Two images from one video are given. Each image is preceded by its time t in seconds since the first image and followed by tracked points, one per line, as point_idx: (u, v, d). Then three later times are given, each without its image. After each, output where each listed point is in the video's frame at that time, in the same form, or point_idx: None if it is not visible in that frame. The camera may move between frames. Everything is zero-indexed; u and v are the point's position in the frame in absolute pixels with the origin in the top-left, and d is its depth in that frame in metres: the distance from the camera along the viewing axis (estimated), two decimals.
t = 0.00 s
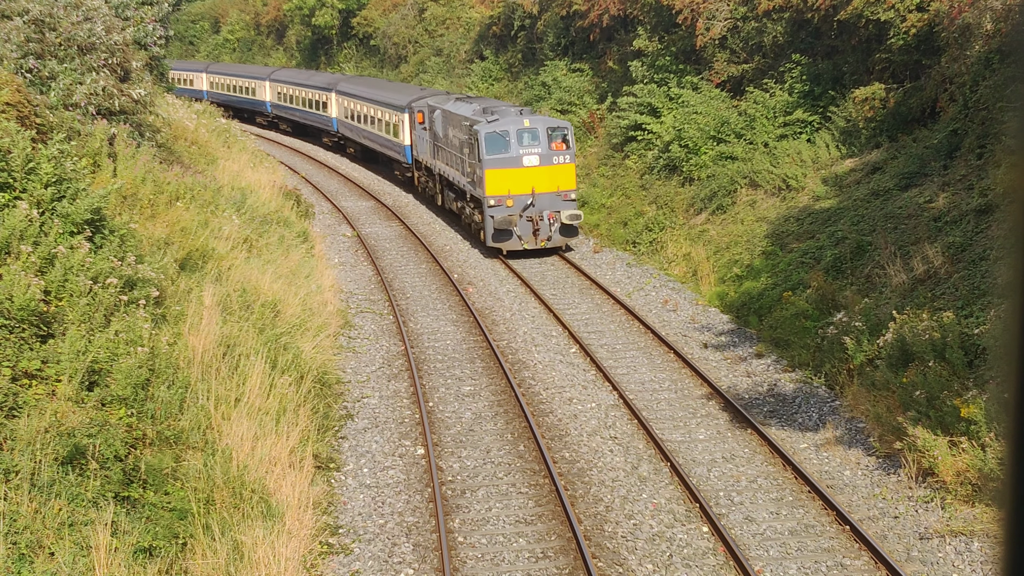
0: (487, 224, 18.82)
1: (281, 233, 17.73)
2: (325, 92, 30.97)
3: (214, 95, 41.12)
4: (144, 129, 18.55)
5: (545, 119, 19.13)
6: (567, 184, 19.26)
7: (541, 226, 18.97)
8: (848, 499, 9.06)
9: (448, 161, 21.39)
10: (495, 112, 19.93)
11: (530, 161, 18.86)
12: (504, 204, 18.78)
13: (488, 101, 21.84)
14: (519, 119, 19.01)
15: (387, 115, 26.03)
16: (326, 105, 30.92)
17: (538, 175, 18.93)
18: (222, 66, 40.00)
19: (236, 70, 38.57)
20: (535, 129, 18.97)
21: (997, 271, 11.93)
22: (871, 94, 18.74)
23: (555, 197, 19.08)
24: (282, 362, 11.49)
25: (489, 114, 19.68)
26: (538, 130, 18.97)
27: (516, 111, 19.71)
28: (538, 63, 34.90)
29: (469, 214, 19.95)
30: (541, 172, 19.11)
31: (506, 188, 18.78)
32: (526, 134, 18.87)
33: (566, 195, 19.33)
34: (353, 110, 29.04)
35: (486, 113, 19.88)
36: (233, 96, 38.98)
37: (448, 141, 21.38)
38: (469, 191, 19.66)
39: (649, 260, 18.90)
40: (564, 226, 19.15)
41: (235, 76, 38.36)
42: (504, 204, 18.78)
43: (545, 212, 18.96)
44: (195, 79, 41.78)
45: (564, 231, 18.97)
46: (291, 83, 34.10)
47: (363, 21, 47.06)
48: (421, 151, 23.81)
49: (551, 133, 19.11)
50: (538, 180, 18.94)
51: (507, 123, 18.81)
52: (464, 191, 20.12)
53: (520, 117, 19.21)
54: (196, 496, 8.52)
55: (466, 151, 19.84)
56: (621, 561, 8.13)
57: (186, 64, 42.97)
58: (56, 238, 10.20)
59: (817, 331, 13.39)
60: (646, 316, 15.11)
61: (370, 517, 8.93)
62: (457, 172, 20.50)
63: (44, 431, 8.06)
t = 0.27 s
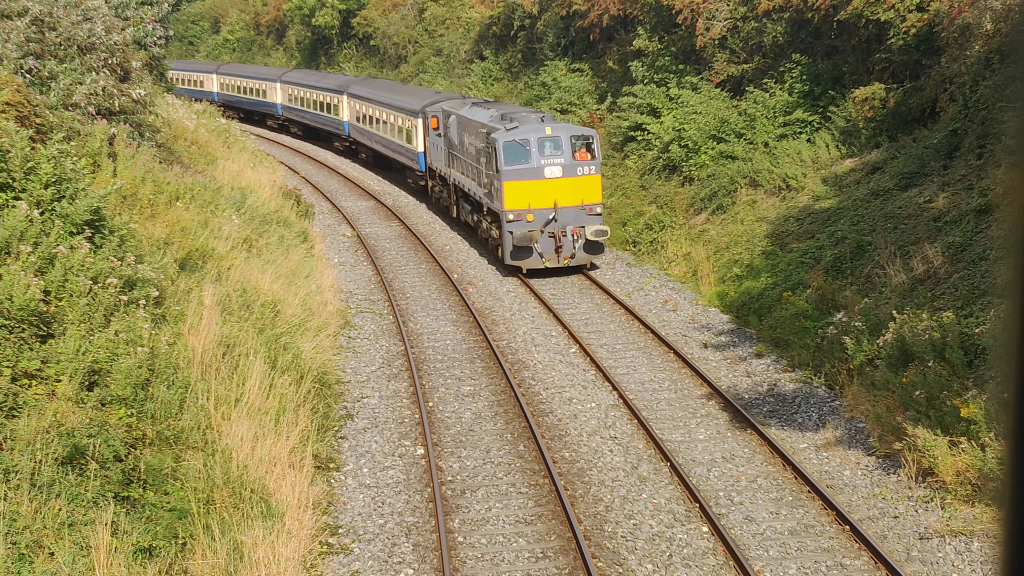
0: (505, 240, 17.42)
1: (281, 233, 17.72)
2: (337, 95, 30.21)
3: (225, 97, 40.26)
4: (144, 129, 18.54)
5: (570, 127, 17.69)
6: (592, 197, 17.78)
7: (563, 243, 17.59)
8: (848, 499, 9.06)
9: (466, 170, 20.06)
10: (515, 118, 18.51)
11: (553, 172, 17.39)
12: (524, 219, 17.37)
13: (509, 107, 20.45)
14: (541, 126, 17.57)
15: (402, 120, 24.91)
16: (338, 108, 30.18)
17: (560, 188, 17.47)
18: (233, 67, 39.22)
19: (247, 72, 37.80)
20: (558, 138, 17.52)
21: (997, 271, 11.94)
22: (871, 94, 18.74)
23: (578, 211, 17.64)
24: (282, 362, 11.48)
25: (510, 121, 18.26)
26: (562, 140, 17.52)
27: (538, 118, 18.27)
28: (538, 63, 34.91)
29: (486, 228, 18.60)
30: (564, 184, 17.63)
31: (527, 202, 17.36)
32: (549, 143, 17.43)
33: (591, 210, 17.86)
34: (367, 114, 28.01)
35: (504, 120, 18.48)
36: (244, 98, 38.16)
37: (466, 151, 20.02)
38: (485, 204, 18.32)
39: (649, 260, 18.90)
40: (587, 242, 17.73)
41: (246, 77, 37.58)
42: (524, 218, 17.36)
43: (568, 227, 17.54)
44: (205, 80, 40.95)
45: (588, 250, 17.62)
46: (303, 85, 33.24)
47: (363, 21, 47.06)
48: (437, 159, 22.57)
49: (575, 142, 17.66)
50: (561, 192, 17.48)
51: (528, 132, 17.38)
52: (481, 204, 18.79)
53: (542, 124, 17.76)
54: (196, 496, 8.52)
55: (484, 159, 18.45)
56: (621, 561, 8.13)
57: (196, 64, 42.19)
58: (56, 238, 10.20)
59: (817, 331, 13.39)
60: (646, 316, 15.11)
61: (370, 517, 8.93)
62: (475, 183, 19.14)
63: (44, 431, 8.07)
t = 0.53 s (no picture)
0: (525, 259, 16.03)
1: (281, 233, 17.71)
2: (349, 98, 29.43)
3: (234, 98, 39.41)
4: (144, 129, 18.54)
5: (596, 136, 16.32)
6: (620, 213, 16.32)
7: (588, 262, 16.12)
8: (848, 499, 9.06)
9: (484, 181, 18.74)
10: (536, 126, 17.17)
11: (577, 185, 15.97)
12: (546, 236, 16.00)
13: (531, 114, 19.11)
14: (565, 135, 16.22)
15: (418, 126, 23.74)
16: (349, 112, 29.40)
17: (585, 203, 16.02)
18: (244, 68, 38.41)
19: (258, 73, 37.00)
20: (584, 148, 16.17)
21: (997, 271, 11.96)
22: (871, 94, 18.77)
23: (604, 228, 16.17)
24: (282, 362, 11.47)
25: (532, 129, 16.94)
26: (587, 150, 16.18)
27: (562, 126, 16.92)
28: (538, 63, 34.92)
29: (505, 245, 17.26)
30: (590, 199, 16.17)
31: (549, 218, 15.98)
32: (573, 154, 16.09)
33: (620, 226, 16.33)
34: (381, 120, 26.93)
35: (525, 128, 17.19)
36: (255, 100, 37.32)
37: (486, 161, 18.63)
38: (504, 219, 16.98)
39: (649, 260, 18.92)
40: (614, 262, 16.25)
41: (257, 79, 36.78)
42: (547, 236, 15.98)
43: (594, 246, 16.10)
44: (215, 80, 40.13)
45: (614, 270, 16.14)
46: (315, 87, 32.50)
47: (363, 21, 47.07)
48: (454, 168, 21.22)
49: (601, 153, 16.28)
50: (586, 206, 16.07)
51: (550, 141, 16.05)
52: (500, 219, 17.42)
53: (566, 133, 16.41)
54: (196, 496, 8.52)
55: (503, 170, 17.11)
56: (621, 561, 8.13)
57: (206, 64, 41.42)
58: (56, 238, 10.21)
59: (817, 331, 13.39)
60: (646, 316, 15.11)
61: (370, 517, 8.94)
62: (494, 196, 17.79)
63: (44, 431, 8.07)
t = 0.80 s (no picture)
0: (548, 282, 14.55)
1: (281, 233, 17.70)
2: (360, 101, 28.39)
3: (245, 100, 38.51)
4: (144, 129, 18.53)
5: (625, 146, 14.87)
6: (653, 231, 14.80)
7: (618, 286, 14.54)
8: (848, 499, 9.05)
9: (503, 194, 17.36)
10: (559, 135, 15.78)
11: (606, 202, 14.53)
12: (571, 257, 14.52)
13: (554, 121, 17.70)
14: (591, 146, 14.81)
15: (433, 133, 22.47)
16: (360, 115, 28.38)
17: (615, 221, 14.56)
18: (255, 69, 37.51)
19: (269, 74, 36.06)
20: (613, 160, 14.73)
21: (997, 271, 11.97)
22: (871, 94, 18.79)
23: (635, 248, 14.65)
24: (281, 362, 11.45)
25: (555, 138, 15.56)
26: (616, 162, 14.73)
27: (589, 135, 15.52)
28: (538, 63, 34.92)
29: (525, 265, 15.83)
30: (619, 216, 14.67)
31: (574, 236, 14.52)
32: (601, 166, 14.66)
33: (652, 245, 14.78)
34: (395, 126, 25.73)
35: (547, 137, 15.84)
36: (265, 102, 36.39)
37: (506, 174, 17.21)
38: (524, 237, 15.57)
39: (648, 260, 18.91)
40: (647, 286, 14.68)
41: (267, 80, 35.83)
42: (572, 256, 14.51)
43: (624, 267, 14.56)
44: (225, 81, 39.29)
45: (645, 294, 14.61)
46: (325, 90, 31.55)
47: (363, 21, 47.07)
48: (471, 179, 19.81)
49: (631, 165, 14.82)
50: (615, 224, 14.58)
51: (576, 152, 14.62)
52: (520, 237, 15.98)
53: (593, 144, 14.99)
54: (196, 496, 8.51)
55: (524, 182, 15.68)
56: (621, 561, 8.12)
57: (217, 64, 40.67)
58: (56, 238, 10.21)
59: (817, 331, 13.38)
60: (646, 317, 15.09)
61: (370, 517, 8.93)
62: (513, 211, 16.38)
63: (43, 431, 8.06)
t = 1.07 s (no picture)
0: (573, 311, 12.97)
1: (281, 233, 17.69)
2: (372, 104, 27.16)
3: (255, 102, 37.49)
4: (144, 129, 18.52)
5: (660, 159, 13.20)
6: (691, 254, 13.12)
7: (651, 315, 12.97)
8: (848, 500, 9.04)
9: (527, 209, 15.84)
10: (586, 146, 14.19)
11: (638, 221, 12.88)
12: (599, 283, 12.89)
13: (581, 130, 16.11)
14: (622, 159, 13.16)
15: (449, 139, 21.08)
16: (371, 119, 27.23)
17: (648, 244, 12.91)
18: (267, 70, 36.53)
19: (281, 76, 34.98)
20: (645, 175, 13.06)
21: (997, 271, 11.98)
22: (871, 94, 18.81)
23: (670, 274, 12.97)
24: (281, 362, 11.44)
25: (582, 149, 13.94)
26: (650, 178, 13.05)
27: (619, 146, 13.86)
28: (538, 63, 34.91)
29: (546, 289, 14.30)
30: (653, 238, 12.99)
31: (602, 260, 12.89)
32: (633, 182, 13.00)
33: (690, 270, 13.10)
34: (409, 131, 24.36)
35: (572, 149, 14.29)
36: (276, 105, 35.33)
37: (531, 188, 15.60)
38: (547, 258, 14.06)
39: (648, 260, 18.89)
40: (684, 314, 13.08)
41: (278, 82, 34.74)
42: (600, 282, 12.88)
43: (658, 295, 12.95)
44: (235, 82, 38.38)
45: (682, 324, 13.07)
46: (336, 92, 30.47)
47: (363, 21, 47.04)
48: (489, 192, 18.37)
49: (666, 180, 13.17)
50: (648, 246, 12.92)
51: (604, 167, 13.01)
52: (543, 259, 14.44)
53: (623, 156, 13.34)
54: (195, 496, 8.50)
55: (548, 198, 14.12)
56: (621, 561, 8.11)
57: (228, 64, 39.86)
58: (56, 238, 10.21)
59: (818, 331, 13.37)
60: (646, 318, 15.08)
61: (370, 517, 8.92)
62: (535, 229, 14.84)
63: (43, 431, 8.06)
